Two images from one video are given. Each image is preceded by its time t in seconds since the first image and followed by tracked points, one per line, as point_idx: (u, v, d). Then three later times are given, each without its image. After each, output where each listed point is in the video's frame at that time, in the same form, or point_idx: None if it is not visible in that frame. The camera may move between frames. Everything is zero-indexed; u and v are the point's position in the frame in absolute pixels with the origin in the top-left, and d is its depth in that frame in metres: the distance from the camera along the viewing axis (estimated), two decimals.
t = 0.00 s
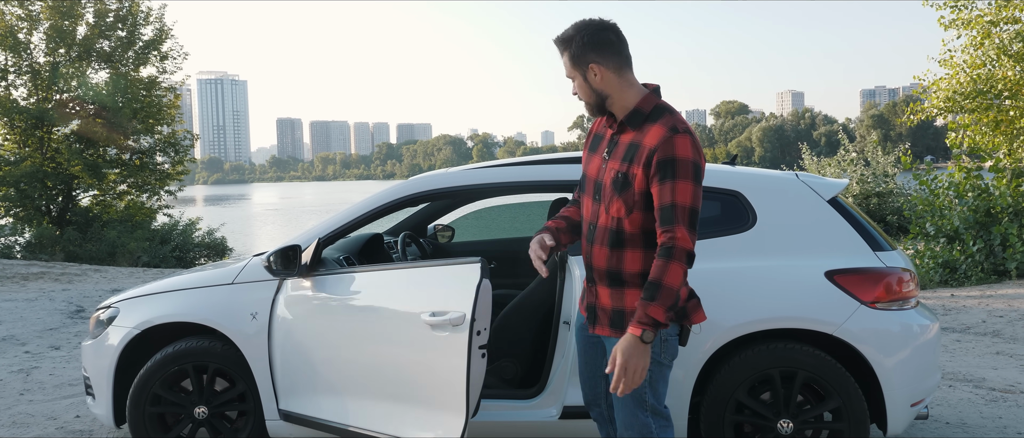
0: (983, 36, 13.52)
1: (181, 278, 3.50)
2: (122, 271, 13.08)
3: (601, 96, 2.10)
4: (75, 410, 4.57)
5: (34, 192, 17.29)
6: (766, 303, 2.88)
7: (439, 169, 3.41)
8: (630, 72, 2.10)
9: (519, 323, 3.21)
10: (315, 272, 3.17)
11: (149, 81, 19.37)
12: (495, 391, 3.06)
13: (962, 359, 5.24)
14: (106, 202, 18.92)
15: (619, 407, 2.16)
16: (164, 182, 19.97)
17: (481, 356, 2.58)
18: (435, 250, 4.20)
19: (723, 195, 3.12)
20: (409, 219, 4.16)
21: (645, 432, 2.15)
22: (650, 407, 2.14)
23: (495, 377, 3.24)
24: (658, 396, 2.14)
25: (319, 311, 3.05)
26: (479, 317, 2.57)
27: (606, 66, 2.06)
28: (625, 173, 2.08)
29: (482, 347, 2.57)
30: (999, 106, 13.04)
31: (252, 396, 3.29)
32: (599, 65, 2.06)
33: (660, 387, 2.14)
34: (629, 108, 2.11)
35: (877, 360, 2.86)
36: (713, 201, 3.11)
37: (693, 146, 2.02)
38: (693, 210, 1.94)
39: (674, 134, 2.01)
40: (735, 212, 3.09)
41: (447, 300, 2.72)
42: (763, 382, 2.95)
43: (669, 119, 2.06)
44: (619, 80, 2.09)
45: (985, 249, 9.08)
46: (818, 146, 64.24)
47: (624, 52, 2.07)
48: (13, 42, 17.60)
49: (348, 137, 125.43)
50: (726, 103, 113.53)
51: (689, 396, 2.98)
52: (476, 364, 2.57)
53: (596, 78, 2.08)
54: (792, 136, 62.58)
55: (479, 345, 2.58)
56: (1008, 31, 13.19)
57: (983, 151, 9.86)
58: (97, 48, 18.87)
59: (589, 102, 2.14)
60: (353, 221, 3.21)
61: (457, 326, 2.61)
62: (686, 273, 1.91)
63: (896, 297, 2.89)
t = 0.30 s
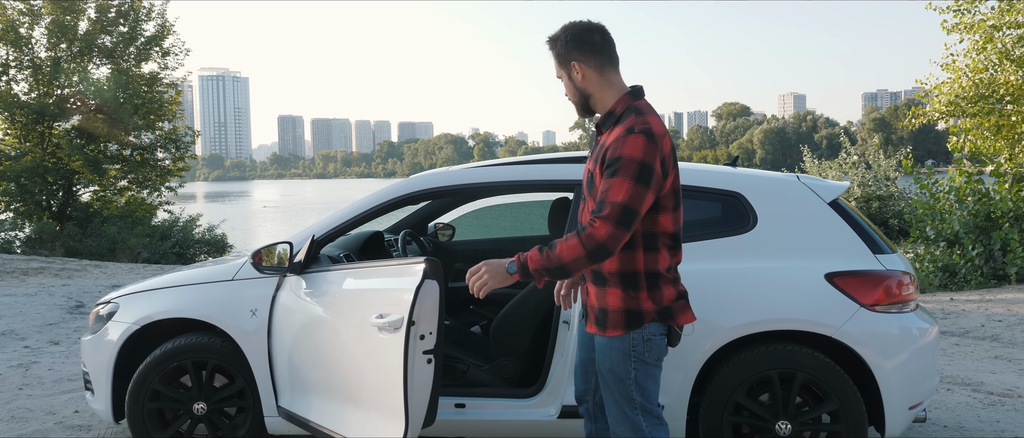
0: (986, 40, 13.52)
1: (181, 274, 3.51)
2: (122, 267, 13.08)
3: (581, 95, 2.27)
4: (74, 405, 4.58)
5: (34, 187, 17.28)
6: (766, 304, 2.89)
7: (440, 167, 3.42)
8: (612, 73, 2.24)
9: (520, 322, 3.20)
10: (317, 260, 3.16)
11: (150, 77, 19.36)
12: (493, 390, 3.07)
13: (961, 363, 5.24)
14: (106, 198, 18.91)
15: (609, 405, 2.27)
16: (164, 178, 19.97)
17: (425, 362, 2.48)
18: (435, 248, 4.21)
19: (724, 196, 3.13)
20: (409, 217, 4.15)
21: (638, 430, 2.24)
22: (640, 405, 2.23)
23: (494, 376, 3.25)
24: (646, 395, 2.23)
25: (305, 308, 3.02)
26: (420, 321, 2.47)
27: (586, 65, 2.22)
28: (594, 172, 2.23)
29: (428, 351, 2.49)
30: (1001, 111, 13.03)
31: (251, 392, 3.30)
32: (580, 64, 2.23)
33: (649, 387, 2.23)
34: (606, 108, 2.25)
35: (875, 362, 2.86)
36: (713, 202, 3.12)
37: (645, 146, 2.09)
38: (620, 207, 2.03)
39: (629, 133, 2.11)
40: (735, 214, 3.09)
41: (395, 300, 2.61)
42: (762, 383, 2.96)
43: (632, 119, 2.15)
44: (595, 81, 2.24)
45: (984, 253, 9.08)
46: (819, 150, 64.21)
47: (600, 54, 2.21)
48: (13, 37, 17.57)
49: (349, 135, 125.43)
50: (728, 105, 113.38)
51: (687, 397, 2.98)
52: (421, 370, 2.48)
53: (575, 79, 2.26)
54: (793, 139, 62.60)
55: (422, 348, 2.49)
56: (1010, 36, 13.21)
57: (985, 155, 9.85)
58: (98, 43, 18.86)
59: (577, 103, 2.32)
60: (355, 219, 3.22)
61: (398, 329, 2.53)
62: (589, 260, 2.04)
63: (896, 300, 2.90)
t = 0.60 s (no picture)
0: (987, 46, 13.53)
1: (180, 270, 3.51)
2: (121, 263, 13.07)
3: (544, 102, 2.40)
4: (71, 401, 4.58)
5: (33, 182, 17.26)
6: (764, 307, 2.89)
7: (439, 167, 3.41)
8: (572, 84, 2.35)
9: (519, 321, 3.21)
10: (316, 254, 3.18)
11: (150, 74, 19.33)
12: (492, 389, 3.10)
13: (958, 368, 5.25)
14: (105, 194, 18.91)
15: (574, 406, 2.36)
16: (164, 174, 19.95)
17: (388, 364, 2.39)
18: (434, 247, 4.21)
19: (723, 198, 3.13)
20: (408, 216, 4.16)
21: (603, 430, 2.33)
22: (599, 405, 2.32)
23: (492, 375, 3.26)
24: (606, 394, 2.32)
25: (295, 304, 3.00)
26: (380, 322, 2.39)
27: (548, 74, 2.35)
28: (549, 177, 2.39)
29: (389, 353, 2.40)
30: (1001, 116, 13.00)
31: (248, 389, 3.30)
32: (541, 72, 2.36)
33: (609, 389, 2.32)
34: (562, 117, 2.37)
35: (872, 366, 2.86)
36: (713, 204, 3.13)
37: (569, 153, 2.21)
38: (529, 205, 2.21)
39: (559, 141, 2.25)
40: (734, 216, 3.10)
41: (359, 299, 2.56)
42: (759, 385, 2.96)
43: (571, 127, 2.28)
44: (554, 90, 2.36)
45: (982, 258, 9.08)
46: (819, 153, 64.25)
47: (556, 66, 2.34)
48: (13, 32, 17.56)
49: (349, 133, 125.38)
50: (729, 107, 113.34)
51: (684, 398, 2.99)
52: (383, 374, 2.39)
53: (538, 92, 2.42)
54: (793, 142, 62.67)
55: (384, 351, 2.40)
56: (1012, 41, 13.21)
57: (984, 161, 9.86)
58: (99, 38, 18.83)
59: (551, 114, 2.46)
60: (353, 218, 3.22)
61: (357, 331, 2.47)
62: (499, 250, 2.24)
63: (894, 304, 2.90)
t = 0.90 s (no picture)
0: (988, 52, 13.54)
1: (178, 267, 3.51)
2: (119, 259, 13.05)
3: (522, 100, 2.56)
4: (69, 396, 4.57)
5: (32, 178, 17.23)
6: (764, 310, 2.89)
7: (439, 166, 3.41)
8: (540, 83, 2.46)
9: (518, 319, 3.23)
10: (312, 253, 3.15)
11: (151, 70, 19.30)
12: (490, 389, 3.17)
13: (956, 373, 5.25)
14: (104, 190, 18.88)
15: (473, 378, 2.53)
16: (163, 171, 19.96)
17: (386, 364, 2.36)
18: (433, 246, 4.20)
19: (724, 200, 3.13)
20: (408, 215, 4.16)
21: (484, 407, 2.47)
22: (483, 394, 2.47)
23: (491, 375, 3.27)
24: (488, 375, 2.44)
25: (295, 301, 2.99)
26: (379, 320, 2.35)
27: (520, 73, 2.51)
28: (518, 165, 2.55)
29: (388, 351, 2.35)
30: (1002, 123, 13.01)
31: (246, 387, 3.29)
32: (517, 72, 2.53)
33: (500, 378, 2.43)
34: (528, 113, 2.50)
35: (871, 370, 2.86)
36: (713, 206, 3.12)
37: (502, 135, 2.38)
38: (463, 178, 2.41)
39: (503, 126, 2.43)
40: (735, 218, 3.10)
41: (360, 297, 2.55)
42: (758, 388, 2.96)
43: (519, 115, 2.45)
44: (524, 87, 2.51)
45: (982, 264, 9.07)
46: (819, 157, 64.30)
47: (527, 66, 2.45)
48: (13, 26, 17.52)
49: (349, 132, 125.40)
50: (729, 110, 113.34)
51: (683, 399, 2.99)
52: (381, 372, 2.36)
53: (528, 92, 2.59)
54: (793, 146, 62.71)
55: (383, 349, 2.36)
56: (1014, 48, 13.22)
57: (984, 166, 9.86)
58: (99, 34, 18.79)
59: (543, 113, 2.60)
60: (353, 216, 3.22)
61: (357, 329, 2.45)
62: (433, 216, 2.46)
63: (894, 309, 2.90)
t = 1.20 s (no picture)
0: (989, 51, 13.54)
1: (177, 267, 3.50)
2: (119, 259, 13.03)
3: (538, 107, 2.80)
4: (69, 396, 4.56)
5: (31, 177, 17.21)
6: (766, 310, 2.88)
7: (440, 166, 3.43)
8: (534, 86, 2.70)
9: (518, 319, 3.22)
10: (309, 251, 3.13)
11: (151, 69, 19.27)
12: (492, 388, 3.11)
13: (956, 373, 5.25)
14: (104, 189, 18.88)
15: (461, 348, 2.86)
16: (163, 170, 19.93)
17: (337, 366, 2.47)
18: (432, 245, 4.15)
19: (724, 199, 3.12)
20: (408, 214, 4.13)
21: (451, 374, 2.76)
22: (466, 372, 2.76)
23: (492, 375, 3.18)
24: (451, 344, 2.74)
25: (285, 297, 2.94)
26: (329, 323, 2.46)
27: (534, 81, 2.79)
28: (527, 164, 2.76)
29: (340, 352, 2.46)
30: (1003, 122, 13.02)
31: (246, 386, 3.29)
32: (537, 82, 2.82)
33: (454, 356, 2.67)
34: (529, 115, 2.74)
35: (873, 370, 2.86)
36: (714, 206, 3.12)
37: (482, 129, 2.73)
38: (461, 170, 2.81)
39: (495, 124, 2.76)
40: (736, 217, 3.09)
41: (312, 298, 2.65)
42: (759, 388, 2.96)
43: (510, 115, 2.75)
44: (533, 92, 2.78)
45: (982, 264, 9.05)
46: (818, 157, 64.32)
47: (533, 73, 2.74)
48: (13, 25, 17.49)
49: (349, 131, 125.38)
50: (729, 110, 113.34)
51: (683, 399, 2.98)
52: (332, 374, 2.46)
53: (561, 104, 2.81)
54: (793, 145, 62.75)
55: (335, 350, 2.47)
56: (1015, 47, 13.21)
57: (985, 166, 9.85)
58: (99, 33, 18.75)
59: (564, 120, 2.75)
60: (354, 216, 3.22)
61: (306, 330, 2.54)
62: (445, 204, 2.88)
63: (895, 309, 2.89)
